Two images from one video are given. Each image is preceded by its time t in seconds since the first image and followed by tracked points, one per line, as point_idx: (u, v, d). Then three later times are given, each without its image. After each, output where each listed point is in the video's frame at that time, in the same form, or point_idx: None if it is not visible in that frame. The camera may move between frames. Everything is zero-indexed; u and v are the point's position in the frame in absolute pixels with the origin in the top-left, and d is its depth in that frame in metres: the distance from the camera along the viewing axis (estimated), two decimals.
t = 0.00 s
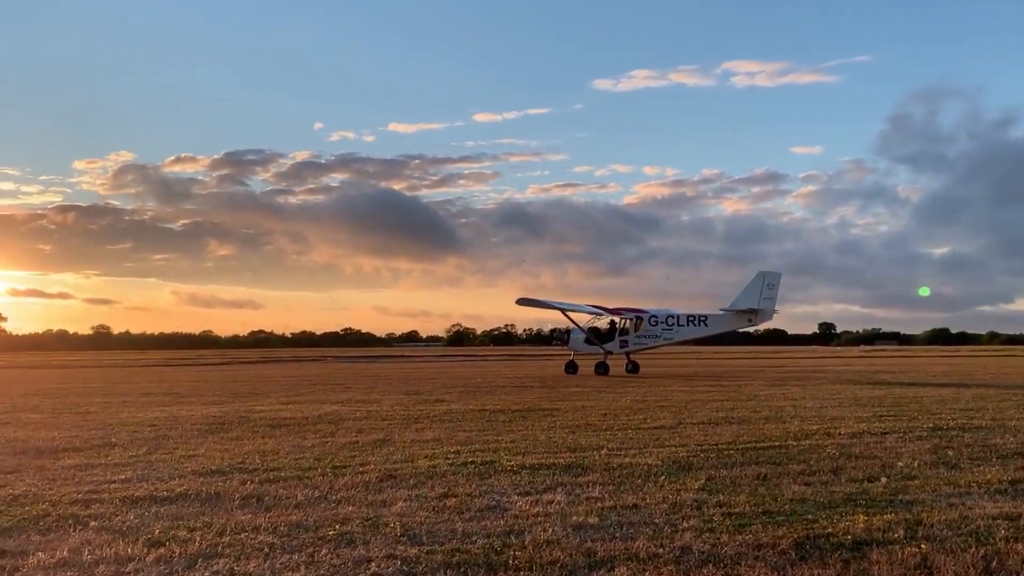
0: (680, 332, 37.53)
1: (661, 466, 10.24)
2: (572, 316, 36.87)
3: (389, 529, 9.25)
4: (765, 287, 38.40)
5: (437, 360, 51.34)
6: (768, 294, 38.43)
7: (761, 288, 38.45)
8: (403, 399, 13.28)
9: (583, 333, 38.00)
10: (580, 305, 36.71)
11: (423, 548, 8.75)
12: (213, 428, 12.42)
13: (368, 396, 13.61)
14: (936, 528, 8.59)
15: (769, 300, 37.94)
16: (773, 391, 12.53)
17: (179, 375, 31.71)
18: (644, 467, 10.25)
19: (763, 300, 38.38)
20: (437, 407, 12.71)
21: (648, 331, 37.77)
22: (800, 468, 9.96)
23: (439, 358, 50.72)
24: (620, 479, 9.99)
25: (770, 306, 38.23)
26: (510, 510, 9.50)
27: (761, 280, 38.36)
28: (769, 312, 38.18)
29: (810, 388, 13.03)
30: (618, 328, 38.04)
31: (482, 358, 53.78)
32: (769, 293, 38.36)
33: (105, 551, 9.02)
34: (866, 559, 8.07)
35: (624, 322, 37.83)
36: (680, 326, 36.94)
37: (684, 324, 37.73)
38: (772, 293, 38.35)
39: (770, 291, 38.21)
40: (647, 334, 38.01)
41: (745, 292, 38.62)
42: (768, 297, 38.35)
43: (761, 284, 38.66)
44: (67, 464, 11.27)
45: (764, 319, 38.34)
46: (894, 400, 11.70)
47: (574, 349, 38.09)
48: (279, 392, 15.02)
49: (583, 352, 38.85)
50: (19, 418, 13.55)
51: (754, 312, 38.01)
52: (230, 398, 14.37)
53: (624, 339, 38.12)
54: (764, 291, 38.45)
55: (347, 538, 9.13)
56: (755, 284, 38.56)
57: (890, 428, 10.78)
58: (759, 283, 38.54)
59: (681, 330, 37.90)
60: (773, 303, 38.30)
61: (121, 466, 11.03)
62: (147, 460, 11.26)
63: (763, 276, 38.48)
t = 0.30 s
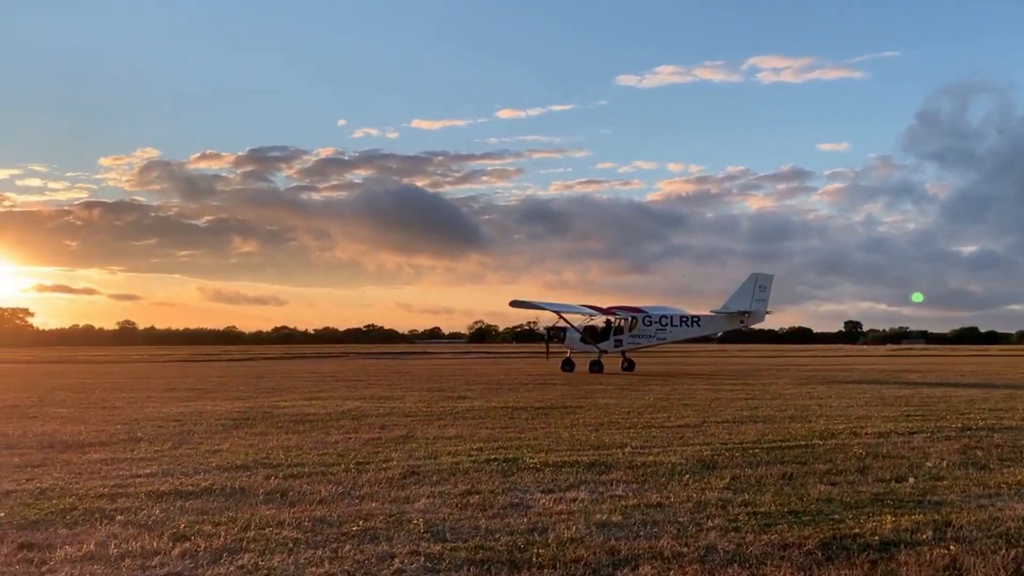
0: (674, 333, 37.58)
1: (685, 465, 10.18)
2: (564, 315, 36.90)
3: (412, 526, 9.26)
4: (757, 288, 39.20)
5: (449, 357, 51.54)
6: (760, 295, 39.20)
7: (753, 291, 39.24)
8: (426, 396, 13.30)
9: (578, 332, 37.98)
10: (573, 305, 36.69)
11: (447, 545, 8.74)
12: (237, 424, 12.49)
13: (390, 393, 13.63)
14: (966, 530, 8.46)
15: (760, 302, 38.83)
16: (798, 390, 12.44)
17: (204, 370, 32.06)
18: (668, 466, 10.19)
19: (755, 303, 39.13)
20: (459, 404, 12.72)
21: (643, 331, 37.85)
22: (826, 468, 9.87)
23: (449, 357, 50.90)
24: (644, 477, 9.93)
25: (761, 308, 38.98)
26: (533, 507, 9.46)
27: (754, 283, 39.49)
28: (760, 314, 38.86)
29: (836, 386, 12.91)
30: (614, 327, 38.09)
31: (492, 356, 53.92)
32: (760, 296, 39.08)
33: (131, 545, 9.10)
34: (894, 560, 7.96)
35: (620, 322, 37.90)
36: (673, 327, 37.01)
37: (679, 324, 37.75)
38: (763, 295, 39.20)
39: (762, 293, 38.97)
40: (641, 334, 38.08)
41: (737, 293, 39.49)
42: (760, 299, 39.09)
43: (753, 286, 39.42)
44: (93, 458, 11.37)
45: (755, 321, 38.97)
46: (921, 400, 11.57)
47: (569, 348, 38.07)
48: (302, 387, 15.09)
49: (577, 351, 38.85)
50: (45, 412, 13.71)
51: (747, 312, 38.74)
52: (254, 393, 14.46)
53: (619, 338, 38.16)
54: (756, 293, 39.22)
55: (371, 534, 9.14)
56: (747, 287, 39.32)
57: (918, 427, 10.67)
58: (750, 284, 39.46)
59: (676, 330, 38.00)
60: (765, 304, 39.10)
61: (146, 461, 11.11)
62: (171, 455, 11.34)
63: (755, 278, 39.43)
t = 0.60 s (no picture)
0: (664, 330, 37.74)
1: (706, 465, 10.14)
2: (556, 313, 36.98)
3: (432, 524, 9.26)
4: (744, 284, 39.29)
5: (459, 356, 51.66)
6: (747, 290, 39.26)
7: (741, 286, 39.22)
8: (444, 394, 13.30)
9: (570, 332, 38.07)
10: (564, 304, 36.72)
11: (466, 544, 8.73)
12: (257, 420, 12.54)
13: (409, 390, 13.64)
14: (991, 533, 8.36)
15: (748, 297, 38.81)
16: (818, 390, 12.36)
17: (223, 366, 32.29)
18: (688, 466, 10.14)
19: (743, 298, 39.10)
20: (478, 402, 12.71)
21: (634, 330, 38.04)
22: (848, 469, 9.79)
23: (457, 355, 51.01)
24: (664, 477, 9.89)
25: (749, 303, 38.96)
26: (552, 507, 9.43)
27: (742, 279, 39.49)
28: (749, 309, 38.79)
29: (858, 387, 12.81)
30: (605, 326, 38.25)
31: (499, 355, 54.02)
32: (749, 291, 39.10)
33: (153, 541, 9.15)
34: (917, 563, 7.88)
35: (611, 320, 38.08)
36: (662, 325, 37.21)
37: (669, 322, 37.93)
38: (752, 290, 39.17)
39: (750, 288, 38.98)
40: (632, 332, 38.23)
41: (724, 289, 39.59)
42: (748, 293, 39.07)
43: (741, 282, 39.38)
44: (115, 453, 11.45)
45: (745, 316, 38.85)
46: (945, 401, 11.46)
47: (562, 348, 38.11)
48: (322, 385, 15.13)
49: (571, 351, 38.90)
50: (67, 408, 13.83)
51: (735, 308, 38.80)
52: (274, 390, 14.51)
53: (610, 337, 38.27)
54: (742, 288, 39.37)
55: (390, 531, 9.15)
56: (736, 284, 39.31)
57: (941, 429, 10.56)
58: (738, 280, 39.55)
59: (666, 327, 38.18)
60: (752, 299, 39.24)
61: (167, 457, 11.17)
62: (192, 451, 11.40)
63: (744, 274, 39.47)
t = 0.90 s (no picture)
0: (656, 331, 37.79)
1: (727, 466, 10.08)
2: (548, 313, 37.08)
3: (451, 524, 9.25)
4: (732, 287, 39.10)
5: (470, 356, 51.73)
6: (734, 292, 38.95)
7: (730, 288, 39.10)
8: (464, 394, 13.30)
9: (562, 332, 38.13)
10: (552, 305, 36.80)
11: (486, 544, 8.71)
12: (278, 420, 12.60)
13: (429, 390, 13.66)
14: (1018, 535, 8.24)
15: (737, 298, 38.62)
16: (841, 390, 12.26)
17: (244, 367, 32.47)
18: (709, 467, 10.08)
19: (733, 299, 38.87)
20: (497, 402, 12.70)
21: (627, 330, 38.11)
22: (871, 470, 9.70)
23: (468, 356, 51.10)
24: (685, 478, 9.83)
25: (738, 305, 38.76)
26: (573, 507, 9.39)
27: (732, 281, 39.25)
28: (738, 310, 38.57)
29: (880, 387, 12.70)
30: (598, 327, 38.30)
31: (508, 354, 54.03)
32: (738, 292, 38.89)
33: (175, 539, 9.21)
34: (942, 565, 7.78)
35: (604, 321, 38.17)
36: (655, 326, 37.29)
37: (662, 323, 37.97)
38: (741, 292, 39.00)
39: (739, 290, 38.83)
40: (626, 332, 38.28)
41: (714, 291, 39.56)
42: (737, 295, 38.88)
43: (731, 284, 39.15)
44: (137, 453, 11.52)
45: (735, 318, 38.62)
46: (970, 402, 11.34)
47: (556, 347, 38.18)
48: (341, 384, 15.17)
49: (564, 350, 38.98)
50: (90, 407, 13.95)
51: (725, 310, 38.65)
52: (294, 390, 14.57)
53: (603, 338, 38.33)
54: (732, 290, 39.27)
55: (410, 531, 9.15)
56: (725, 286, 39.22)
57: (966, 430, 10.45)
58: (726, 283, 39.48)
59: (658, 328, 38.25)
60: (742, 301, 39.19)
61: (188, 456, 11.23)
62: (213, 451, 11.44)
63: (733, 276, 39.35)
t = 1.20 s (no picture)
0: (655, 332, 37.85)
1: (756, 464, 10.00)
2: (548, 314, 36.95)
3: (480, 522, 9.25)
4: (731, 288, 40.48)
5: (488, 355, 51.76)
6: (733, 294, 40.61)
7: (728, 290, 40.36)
8: (490, 392, 13.33)
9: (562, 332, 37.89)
10: (545, 305, 36.49)
11: (515, 543, 8.70)
12: (306, 418, 12.67)
13: (454, 389, 13.70)
14: None
15: (735, 300, 40.07)
16: (871, 388, 12.15)
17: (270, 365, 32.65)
18: (738, 465, 10.02)
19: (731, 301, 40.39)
20: (523, 401, 12.71)
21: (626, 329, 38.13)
22: (903, 469, 9.60)
23: (484, 355, 51.15)
24: (714, 476, 9.78)
25: (736, 307, 40.24)
26: (601, 506, 9.35)
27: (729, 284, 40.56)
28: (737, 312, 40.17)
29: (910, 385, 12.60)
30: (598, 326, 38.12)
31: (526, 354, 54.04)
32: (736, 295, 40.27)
33: (205, 537, 9.27)
34: (978, 565, 7.68)
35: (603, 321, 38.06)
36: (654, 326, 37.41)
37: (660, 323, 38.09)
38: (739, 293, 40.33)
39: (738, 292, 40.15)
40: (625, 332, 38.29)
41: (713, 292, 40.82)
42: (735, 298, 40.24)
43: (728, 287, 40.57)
44: (167, 451, 11.62)
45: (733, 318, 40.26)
46: (1002, 399, 11.21)
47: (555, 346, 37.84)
48: (367, 383, 15.24)
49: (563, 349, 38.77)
50: (120, 406, 14.11)
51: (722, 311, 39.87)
52: (321, 388, 14.65)
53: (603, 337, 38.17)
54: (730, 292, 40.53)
55: (439, 530, 9.16)
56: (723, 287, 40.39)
57: (999, 427, 10.32)
58: (726, 284, 40.76)
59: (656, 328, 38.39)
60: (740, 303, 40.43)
61: (217, 455, 11.31)
62: (242, 449, 11.52)
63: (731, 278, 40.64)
